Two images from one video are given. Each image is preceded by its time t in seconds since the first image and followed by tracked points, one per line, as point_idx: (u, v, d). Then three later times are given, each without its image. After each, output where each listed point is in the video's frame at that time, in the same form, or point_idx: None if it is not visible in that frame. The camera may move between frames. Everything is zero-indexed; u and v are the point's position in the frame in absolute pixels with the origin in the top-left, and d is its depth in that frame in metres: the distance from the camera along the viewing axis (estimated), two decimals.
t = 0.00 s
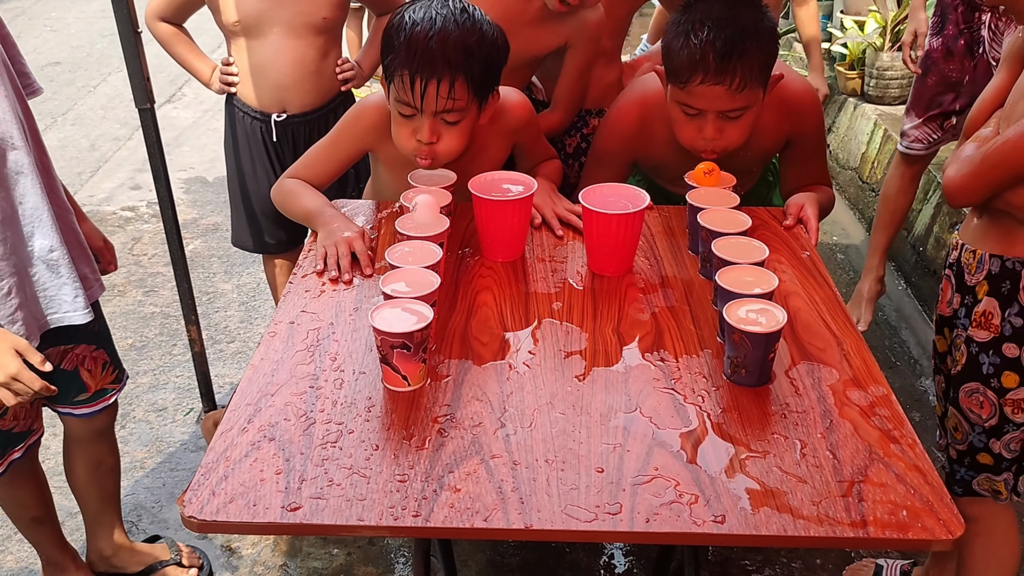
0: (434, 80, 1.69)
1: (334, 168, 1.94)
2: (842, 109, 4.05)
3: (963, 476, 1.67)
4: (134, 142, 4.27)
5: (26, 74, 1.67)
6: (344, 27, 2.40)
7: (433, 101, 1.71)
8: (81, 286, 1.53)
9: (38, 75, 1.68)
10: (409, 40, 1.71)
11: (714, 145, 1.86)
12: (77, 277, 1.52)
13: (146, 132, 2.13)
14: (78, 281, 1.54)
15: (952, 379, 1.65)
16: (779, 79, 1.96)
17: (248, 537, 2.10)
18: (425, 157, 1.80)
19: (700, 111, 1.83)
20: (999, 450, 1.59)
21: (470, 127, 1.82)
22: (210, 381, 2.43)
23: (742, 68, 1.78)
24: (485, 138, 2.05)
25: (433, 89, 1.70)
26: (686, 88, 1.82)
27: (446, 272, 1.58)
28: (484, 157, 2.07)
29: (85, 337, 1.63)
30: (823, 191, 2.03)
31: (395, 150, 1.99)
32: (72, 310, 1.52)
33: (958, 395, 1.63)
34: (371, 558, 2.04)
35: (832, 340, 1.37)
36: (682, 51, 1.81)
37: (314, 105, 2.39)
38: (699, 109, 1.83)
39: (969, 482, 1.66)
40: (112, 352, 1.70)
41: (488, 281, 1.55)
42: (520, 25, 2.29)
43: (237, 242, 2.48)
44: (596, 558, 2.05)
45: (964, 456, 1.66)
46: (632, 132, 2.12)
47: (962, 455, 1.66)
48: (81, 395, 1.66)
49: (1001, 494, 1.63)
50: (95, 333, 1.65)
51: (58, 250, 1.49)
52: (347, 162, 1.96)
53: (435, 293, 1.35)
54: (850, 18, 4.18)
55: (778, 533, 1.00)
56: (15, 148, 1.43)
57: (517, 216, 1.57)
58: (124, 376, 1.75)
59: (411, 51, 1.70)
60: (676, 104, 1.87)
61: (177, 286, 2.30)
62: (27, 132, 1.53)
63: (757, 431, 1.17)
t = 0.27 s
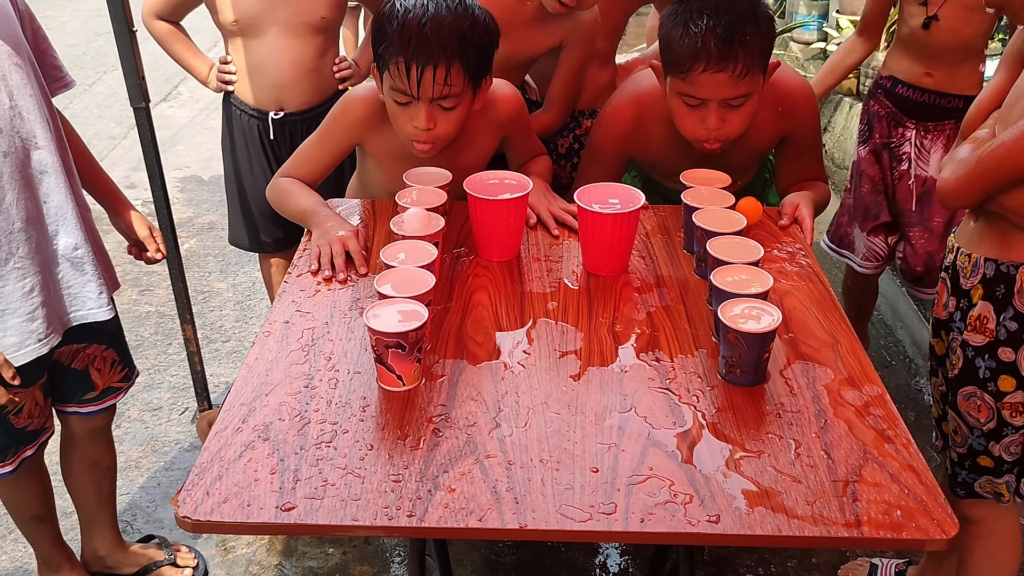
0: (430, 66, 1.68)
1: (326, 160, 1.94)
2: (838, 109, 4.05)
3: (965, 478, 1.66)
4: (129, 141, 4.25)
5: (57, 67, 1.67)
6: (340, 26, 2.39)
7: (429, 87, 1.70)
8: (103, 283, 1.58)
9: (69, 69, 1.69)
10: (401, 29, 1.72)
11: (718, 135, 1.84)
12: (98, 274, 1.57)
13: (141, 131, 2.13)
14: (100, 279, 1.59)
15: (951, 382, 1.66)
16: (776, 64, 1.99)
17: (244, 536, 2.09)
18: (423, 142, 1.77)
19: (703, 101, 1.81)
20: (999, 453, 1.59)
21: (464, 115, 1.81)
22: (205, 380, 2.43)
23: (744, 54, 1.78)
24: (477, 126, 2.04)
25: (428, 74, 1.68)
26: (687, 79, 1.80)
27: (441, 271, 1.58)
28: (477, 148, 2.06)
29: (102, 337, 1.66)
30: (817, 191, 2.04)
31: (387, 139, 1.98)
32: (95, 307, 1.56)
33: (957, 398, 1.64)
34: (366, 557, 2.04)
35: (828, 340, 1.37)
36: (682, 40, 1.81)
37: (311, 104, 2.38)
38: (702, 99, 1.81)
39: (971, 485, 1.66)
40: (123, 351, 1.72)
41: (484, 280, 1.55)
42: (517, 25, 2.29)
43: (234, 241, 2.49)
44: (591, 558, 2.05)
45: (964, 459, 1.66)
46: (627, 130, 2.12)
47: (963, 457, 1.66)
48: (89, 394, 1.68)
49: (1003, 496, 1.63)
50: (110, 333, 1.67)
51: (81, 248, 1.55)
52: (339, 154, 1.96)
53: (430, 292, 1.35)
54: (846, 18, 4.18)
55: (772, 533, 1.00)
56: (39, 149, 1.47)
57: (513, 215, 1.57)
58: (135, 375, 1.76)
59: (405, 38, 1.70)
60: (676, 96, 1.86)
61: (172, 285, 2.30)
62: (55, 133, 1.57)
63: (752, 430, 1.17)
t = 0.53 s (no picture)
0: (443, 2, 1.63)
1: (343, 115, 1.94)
2: (838, 109, 4.06)
3: (967, 476, 1.66)
4: (128, 139, 4.25)
5: (84, 61, 1.69)
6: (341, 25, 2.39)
7: (442, 21, 1.67)
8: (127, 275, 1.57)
9: (96, 64, 1.70)
10: None
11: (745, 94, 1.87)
12: (123, 266, 1.57)
13: (141, 129, 2.12)
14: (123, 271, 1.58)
15: (968, 380, 1.62)
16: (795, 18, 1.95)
17: (243, 534, 2.10)
18: (439, 73, 1.77)
19: (733, 68, 1.82)
20: (1008, 455, 1.57)
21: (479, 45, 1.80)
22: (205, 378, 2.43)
23: (780, 20, 1.78)
24: (496, 69, 2.03)
25: (441, 7, 1.64)
26: (723, 48, 1.79)
27: (442, 269, 1.58)
28: (495, 90, 2.05)
29: (118, 331, 1.66)
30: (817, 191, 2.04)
31: (404, 85, 1.97)
32: (118, 298, 1.56)
33: (973, 397, 1.60)
34: (366, 555, 2.04)
35: (828, 339, 1.37)
36: (718, 12, 1.76)
37: (313, 102, 2.38)
38: (732, 67, 1.82)
39: (972, 483, 1.65)
40: (141, 345, 1.72)
41: (484, 278, 1.55)
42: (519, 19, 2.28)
43: (234, 238, 2.48)
44: (590, 556, 2.05)
45: (971, 458, 1.64)
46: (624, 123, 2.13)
47: (970, 456, 1.64)
48: (109, 387, 1.69)
49: (1002, 499, 1.62)
50: (129, 327, 1.68)
51: (105, 239, 1.54)
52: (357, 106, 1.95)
53: (432, 290, 1.35)
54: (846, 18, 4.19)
55: (773, 531, 1.00)
56: (65, 141, 1.47)
57: (514, 214, 1.57)
58: (152, 369, 1.77)
59: None
60: (706, 63, 1.85)
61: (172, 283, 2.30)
62: (82, 127, 1.57)
63: (752, 429, 1.17)
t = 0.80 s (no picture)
0: None
1: (308, 107, 1.86)
2: (837, 108, 4.07)
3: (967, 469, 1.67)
4: (127, 137, 4.25)
5: (109, 60, 1.72)
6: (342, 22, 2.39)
7: None
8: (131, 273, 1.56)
9: (119, 60, 1.73)
10: None
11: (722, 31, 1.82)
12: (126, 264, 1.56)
13: (141, 126, 2.12)
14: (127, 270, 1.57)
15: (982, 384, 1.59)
16: None
17: (242, 531, 2.10)
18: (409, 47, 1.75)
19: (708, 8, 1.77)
20: (977, 486, 1.62)
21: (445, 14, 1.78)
22: (204, 375, 2.43)
23: None
24: (455, 43, 1.95)
25: None
26: None
27: (443, 267, 1.58)
28: (457, 66, 1.97)
29: (121, 323, 1.64)
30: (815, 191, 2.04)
31: (364, 66, 1.89)
32: (121, 298, 1.54)
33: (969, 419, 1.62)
34: (365, 553, 2.04)
35: (828, 337, 1.37)
36: None
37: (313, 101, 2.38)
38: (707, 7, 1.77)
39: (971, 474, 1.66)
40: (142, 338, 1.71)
41: (484, 277, 1.55)
42: (519, 13, 2.27)
43: (233, 236, 2.49)
44: (589, 554, 2.06)
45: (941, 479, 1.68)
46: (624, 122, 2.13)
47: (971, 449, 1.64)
48: (114, 379, 1.68)
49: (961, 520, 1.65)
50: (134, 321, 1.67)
51: (111, 237, 1.53)
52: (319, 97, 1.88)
53: (432, 288, 1.36)
54: (845, 18, 4.21)
55: (772, 529, 1.00)
56: (77, 137, 1.47)
57: (514, 212, 1.57)
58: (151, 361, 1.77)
59: None
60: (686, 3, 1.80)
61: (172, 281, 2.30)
62: (95, 123, 1.58)
63: (752, 427, 1.17)
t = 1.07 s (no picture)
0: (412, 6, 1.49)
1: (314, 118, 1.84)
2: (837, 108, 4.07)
3: (954, 475, 1.68)
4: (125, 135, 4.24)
5: (106, 58, 1.71)
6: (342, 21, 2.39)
7: (412, 28, 1.51)
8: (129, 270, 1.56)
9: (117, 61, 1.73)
10: None
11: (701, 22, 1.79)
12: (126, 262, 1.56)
13: (140, 124, 2.12)
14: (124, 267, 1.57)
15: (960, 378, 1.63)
16: None
17: (240, 530, 2.09)
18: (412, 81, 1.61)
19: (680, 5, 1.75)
20: (997, 455, 1.59)
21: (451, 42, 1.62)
22: (203, 373, 2.42)
23: None
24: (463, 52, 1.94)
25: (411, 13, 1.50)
26: None
27: (442, 266, 1.58)
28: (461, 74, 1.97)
29: (112, 325, 1.63)
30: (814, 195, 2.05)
31: (368, 83, 1.85)
32: (119, 294, 1.55)
33: (967, 398, 1.61)
34: (364, 552, 2.04)
35: (827, 337, 1.37)
36: None
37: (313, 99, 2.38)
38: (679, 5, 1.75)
39: (958, 481, 1.68)
40: (134, 339, 1.71)
41: (484, 276, 1.55)
42: (520, 10, 2.26)
43: (232, 234, 2.49)
44: (588, 554, 2.06)
45: (960, 456, 1.66)
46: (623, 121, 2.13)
47: (958, 454, 1.66)
48: (107, 380, 1.67)
49: (985, 499, 1.65)
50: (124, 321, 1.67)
51: (110, 234, 1.53)
52: (324, 110, 1.84)
53: (431, 287, 1.35)
54: (844, 18, 4.23)
55: (772, 529, 1.00)
56: (81, 135, 1.47)
57: (514, 212, 1.57)
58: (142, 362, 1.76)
59: None
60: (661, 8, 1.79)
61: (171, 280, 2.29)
62: (99, 121, 1.57)
63: (752, 427, 1.17)
